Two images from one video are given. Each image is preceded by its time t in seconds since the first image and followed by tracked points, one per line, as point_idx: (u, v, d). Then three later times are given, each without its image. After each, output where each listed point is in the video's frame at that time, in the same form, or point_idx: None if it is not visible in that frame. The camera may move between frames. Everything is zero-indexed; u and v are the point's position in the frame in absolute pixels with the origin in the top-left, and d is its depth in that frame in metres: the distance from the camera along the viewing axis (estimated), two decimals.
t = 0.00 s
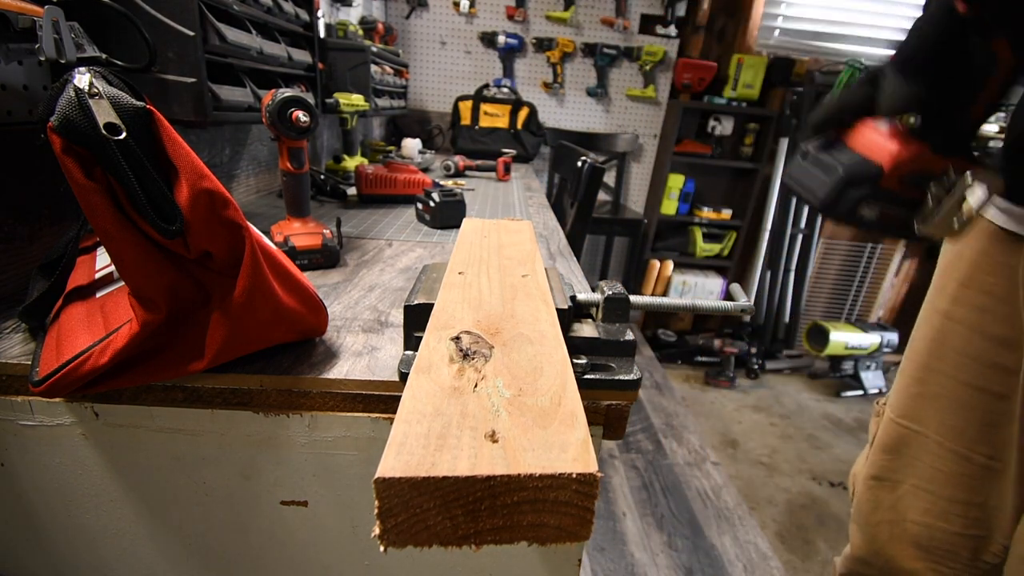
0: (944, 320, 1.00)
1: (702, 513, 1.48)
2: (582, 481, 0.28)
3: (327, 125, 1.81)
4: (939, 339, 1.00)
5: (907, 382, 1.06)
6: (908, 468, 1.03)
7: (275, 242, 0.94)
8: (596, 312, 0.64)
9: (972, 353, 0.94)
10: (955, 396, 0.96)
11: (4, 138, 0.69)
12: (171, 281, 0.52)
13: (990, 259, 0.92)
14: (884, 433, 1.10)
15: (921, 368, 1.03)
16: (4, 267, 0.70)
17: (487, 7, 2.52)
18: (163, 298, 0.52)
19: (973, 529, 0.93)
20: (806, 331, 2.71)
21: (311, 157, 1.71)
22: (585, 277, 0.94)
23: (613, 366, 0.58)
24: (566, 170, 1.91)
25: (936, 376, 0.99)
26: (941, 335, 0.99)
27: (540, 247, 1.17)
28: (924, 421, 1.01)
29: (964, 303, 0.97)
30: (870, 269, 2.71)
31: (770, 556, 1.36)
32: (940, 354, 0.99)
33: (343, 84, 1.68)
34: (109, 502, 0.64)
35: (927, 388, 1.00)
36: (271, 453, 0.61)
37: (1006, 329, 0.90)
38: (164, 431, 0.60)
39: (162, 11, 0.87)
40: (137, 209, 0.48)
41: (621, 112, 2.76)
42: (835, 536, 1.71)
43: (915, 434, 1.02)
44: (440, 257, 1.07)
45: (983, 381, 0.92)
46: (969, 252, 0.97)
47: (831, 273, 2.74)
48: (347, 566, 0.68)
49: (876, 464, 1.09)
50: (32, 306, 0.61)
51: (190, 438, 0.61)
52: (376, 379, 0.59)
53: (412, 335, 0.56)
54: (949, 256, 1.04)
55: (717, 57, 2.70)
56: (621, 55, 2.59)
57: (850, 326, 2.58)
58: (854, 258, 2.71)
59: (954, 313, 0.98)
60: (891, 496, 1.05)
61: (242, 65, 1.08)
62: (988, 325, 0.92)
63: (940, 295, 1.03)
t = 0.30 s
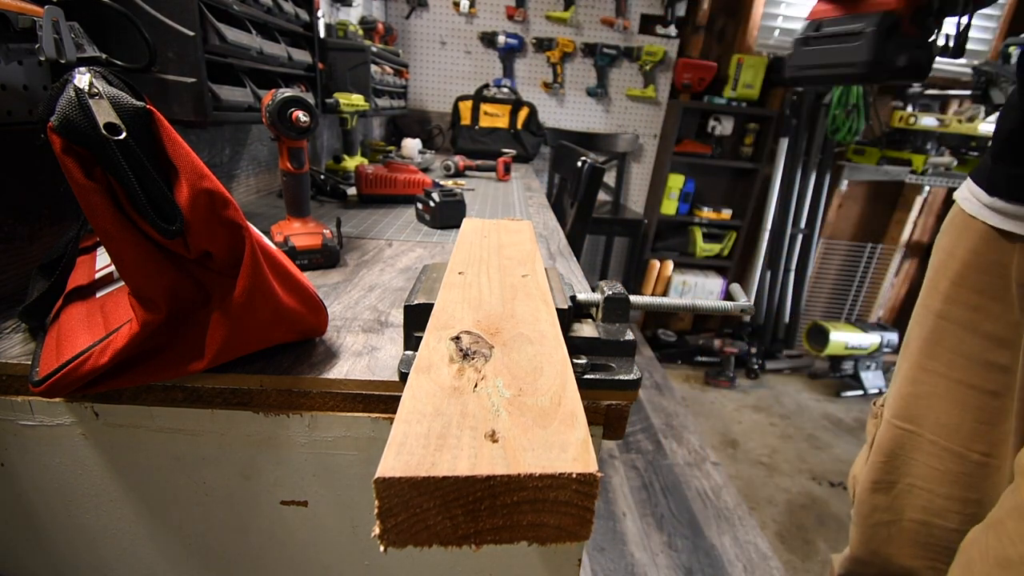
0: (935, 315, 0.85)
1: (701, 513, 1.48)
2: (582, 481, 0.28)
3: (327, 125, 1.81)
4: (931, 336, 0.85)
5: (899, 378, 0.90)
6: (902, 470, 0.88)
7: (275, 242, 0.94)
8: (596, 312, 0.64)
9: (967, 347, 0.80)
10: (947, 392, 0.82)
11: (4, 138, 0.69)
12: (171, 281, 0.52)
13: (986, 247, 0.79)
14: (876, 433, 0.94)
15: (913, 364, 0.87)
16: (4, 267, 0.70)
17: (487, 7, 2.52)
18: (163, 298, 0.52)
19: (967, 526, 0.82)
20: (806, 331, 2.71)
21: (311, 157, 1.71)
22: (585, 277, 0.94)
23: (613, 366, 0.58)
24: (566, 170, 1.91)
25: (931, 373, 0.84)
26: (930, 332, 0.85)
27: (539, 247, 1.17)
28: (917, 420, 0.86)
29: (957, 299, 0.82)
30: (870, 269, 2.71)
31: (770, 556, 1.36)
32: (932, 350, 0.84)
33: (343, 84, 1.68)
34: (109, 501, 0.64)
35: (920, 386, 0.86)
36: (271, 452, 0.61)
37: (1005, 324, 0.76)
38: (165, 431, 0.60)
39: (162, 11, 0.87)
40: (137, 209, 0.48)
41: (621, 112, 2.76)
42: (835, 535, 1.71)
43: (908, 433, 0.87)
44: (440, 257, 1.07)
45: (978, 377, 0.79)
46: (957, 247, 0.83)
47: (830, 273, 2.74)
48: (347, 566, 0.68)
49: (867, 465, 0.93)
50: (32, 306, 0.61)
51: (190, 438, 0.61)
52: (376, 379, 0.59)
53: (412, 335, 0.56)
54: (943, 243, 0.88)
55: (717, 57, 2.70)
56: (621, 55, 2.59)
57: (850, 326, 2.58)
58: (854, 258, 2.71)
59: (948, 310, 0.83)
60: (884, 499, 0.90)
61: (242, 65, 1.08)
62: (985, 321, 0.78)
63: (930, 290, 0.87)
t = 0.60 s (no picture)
0: (912, 313, 0.81)
1: (702, 513, 1.48)
2: (582, 481, 0.28)
3: (327, 125, 1.81)
4: (906, 335, 0.81)
5: (871, 378, 0.87)
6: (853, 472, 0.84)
7: (275, 242, 0.94)
8: (596, 312, 0.64)
9: (936, 347, 0.76)
10: (910, 390, 0.78)
11: (4, 138, 0.69)
12: (170, 281, 0.52)
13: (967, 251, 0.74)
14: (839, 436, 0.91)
15: (885, 366, 0.84)
16: (4, 268, 0.70)
17: (488, 7, 2.52)
18: (162, 297, 0.52)
19: (911, 543, 0.76)
20: (806, 331, 2.70)
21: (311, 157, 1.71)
22: (585, 277, 0.94)
23: (613, 366, 0.58)
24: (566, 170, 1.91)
25: (900, 372, 0.81)
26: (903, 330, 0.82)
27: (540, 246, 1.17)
28: (877, 420, 0.82)
29: (941, 298, 0.77)
30: (870, 269, 2.71)
31: (770, 556, 1.36)
32: (904, 348, 0.81)
33: (343, 84, 1.68)
34: (109, 501, 0.64)
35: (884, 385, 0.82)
36: (271, 452, 0.61)
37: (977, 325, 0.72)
38: (165, 431, 0.60)
39: (162, 11, 0.87)
40: (137, 209, 0.48)
41: (621, 112, 2.77)
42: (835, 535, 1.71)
43: (864, 431, 0.84)
44: (440, 257, 1.07)
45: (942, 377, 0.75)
46: (946, 243, 0.78)
47: (831, 273, 2.74)
48: (347, 566, 0.68)
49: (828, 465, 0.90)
50: (32, 306, 0.61)
51: (190, 438, 0.61)
52: (376, 379, 0.59)
53: (412, 335, 0.56)
54: (943, 241, 0.80)
55: (717, 57, 2.70)
56: (621, 55, 2.59)
57: (850, 326, 2.58)
58: (854, 258, 2.71)
59: (927, 308, 0.79)
60: (830, 498, 0.87)
61: (242, 65, 1.08)
62: (957, 321, 0.74)
63: (918, 289, 0.82)
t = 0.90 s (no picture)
0: (922, 293, 0.71)
1: (702, 513, 1.48)
2: (582, 481, 0.28)
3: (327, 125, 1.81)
4: (915, 314, 0.70)
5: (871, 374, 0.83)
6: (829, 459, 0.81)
7: (275, 242, 0.94)
8: (596, 312, 0.64)
9: (944, 331, 0.65)
10: (896, 364, 0.69)
11: (3, 138, 0.69)
12: (170, 281, 0.52)
13: (996, 225, 0.61)
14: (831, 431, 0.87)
15: (884, 346, 0.72)
16: (4, 268, 0.70)
17: (488, 7, 2.52)
18: (162, 297, 0.52)
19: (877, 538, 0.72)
20: (807, 331, 2.70)
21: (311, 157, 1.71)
22: (585, 277, 0.94)
23: (613, 366, 0.58)
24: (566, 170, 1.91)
25: (902, 354, 0.69)
26: (913, 310, 0.71)
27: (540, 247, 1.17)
28: (871, 402, 0.69)
29: (953, 280, 0.66)
30: (870, 269, 2.71)
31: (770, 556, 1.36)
32: (909, 329, 0.69)
33: (343, 84, 1.68)
34: (109, 502, 0.64)
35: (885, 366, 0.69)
36: (271, 452, 0.61)
37: (984, 313, 0.62)
38: (164, 431, 0.60)
39: (162, 11, 0.87)
40: (137, 209, 0.48)
41: (621, 112, 2.77)
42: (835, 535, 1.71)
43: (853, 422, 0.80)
44: (440, 257, 1.07)
45: (942, 362, 0.64)
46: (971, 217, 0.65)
47: (830, 273, 2.74)
48: (347, 566, 0.68)
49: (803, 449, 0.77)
50: (32, 306, 0.61)
51: (189, 438, 0.61)
52: (376, 379, 0.59)
53: (412, 335, 0.56)
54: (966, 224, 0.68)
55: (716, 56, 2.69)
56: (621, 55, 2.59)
57: (850, 326, 2.57)
58: (854, 258, 2.70)
59: (942, 289, 0.68)
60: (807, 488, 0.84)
61: (243, 65, 1.08)
62: (966, 309, 0.64)
63: (935, 268, 0.71)
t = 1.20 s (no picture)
0: (954, 334, 0.70)
1: (701, 513, 1.48)
2: (582, 481, 0.28)
3: (327, 125, 1.81)
4: (949, 360, 0.69)
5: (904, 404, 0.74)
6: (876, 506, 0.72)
7: (275, 242, 0.94)
8: (596, 312, 0.64)
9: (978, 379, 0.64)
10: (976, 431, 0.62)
11: (3, 138, 0.69)
12: (170, 282, 0.52)
13: None
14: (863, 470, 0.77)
15: (921, 389, 0.72)
16: (4, 268, 0.70)
17: (488, 7, 2.52)
18: (162, 298, 0.52)
19: None
20: (807, 330, 2.70)
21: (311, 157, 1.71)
22: (585, 277, 0.94)
23: (613, 366, 0.58)
24: (567, 170, 1.91)
25: (935, 400, 0.69)
26: (948, 355, 0.69)
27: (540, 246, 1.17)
28: (907, 445, 0.71)
29: (988, 324, 0.65)
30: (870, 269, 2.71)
31: (770, 556, 1.36)
32: (944, 375, 0.68)
33: (343, 84, 1.68)
34: (109, 502, 0.64)
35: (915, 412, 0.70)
36: (271, 452, 0.61)
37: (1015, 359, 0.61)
38: (164, 431, 0.60)
39: (161, 11, 0.87)
40: (137, 209, 0.48)
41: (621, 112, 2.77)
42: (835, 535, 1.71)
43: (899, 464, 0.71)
44: (440, 257, 1.07)
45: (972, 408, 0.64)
46: (1004, 257, 0.64)
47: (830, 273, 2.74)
48: (347, 566, 0.68)
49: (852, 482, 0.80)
50: (32, 306, 0.61)
51: (189, 438, 0.61)
52: (376, 379, 0.59)
53: (412, 335, 0.56)
54: (997, 259, 0.66)
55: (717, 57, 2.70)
56: (621, 55, 2.59)
57: (850, 326, 2.57)
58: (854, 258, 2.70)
59: (975, 333, 0.66)
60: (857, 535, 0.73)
61: (243, 65, 1.08)
62: (1001, 352, 0.63)
63: (967, 310, 0.69)
